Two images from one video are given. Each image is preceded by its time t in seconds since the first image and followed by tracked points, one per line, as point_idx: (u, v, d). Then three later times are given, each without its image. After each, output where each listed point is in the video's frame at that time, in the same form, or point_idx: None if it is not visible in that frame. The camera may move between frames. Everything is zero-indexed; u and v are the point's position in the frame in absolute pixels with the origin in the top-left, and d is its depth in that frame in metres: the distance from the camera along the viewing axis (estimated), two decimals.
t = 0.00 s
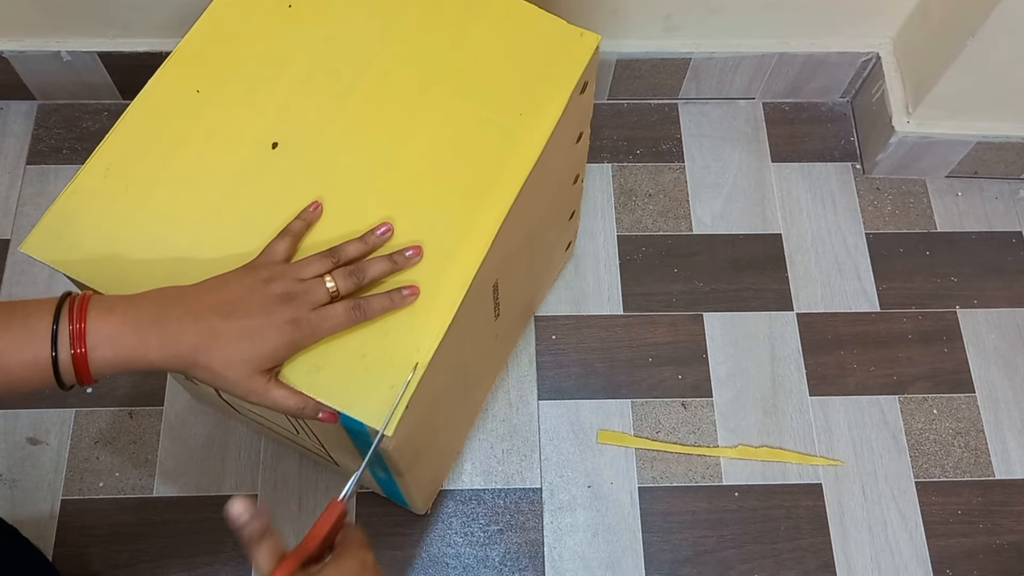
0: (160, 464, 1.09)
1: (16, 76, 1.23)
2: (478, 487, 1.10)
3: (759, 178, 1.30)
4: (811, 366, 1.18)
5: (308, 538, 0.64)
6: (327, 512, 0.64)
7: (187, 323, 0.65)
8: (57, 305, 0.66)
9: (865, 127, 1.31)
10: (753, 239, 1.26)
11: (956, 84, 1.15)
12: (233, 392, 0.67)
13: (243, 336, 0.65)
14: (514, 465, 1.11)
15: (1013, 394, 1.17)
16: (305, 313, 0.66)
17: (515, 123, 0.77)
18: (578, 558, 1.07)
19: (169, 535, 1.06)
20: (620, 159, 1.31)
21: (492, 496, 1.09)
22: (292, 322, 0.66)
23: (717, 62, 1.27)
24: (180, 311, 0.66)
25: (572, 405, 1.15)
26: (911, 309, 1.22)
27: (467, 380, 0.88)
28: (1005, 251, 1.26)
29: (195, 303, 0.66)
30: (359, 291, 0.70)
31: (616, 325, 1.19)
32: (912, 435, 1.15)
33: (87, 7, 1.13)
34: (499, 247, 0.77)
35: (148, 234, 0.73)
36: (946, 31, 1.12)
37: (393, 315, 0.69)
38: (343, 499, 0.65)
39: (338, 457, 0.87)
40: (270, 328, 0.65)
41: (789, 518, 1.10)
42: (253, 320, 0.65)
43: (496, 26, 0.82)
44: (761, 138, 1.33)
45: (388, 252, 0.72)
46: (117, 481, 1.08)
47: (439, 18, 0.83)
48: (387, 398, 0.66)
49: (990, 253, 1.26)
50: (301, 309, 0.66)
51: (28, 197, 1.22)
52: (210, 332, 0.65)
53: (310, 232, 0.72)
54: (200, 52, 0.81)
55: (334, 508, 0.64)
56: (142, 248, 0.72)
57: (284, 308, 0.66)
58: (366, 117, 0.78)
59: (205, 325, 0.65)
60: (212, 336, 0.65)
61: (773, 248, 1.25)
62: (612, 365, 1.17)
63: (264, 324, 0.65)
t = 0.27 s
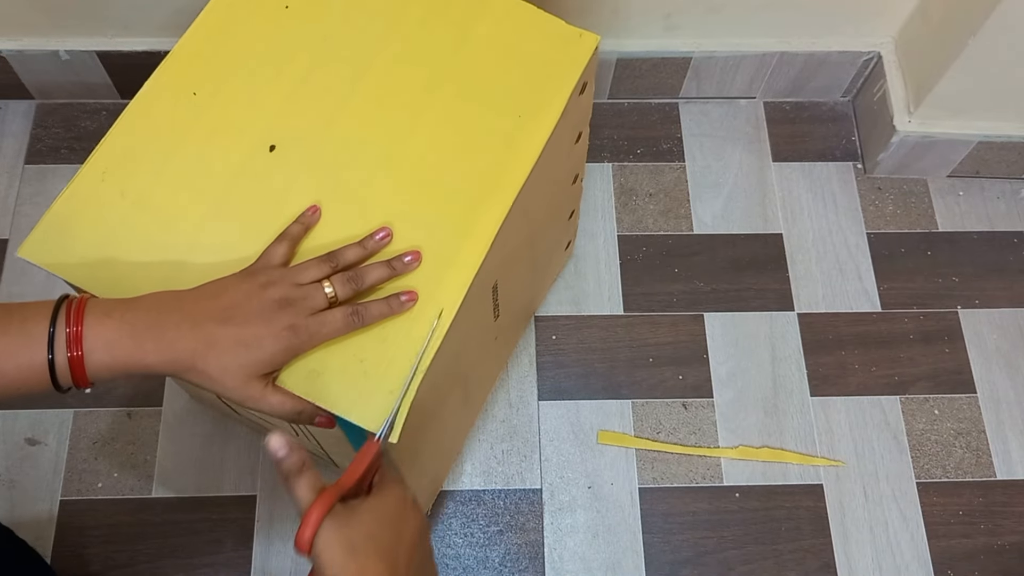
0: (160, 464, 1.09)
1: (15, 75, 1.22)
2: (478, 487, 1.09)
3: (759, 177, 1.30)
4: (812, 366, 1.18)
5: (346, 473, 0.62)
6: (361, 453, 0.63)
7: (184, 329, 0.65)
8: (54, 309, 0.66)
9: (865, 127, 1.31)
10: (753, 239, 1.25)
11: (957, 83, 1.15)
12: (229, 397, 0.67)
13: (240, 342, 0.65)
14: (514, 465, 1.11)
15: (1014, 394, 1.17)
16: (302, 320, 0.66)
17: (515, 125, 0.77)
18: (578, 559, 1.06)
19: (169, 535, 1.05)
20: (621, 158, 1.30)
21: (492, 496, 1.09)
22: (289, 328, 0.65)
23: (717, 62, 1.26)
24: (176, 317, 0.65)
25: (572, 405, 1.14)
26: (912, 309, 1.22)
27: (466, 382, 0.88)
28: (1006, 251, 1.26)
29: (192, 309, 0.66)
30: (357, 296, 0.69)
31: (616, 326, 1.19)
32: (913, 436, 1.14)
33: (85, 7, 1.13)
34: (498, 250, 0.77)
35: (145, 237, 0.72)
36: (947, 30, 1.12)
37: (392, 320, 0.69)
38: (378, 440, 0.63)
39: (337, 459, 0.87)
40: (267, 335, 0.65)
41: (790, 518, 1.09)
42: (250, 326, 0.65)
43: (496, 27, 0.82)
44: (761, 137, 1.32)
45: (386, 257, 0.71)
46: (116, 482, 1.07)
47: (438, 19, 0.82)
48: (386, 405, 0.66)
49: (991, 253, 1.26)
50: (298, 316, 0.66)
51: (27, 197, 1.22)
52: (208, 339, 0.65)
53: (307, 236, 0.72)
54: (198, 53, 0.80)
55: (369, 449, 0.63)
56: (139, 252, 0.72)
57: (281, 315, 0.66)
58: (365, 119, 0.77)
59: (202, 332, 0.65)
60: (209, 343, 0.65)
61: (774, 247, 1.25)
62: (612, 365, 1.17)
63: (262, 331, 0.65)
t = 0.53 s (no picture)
0: (160, 464, 1.09)
1: (15, 75, 1.23)
2: (478, 487, 1.10)
3: (759, 178, 1.30)
4: (811, 366, 1.18)
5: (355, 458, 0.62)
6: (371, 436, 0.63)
7: (186, 321, 0.65)
8: (56, 302, 0.66)
9: (865, 127, 1.31)
10: (753, 239, 1.26)
11: (957, 83, 1.15)
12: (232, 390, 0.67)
13: (242, 334, 0.65)
14: (514, 465, 1.11)
15: (1013, 394, 1.17)
16: (305, 311, 0.66)
17: (515, 121, 0.77)
18: (578, 559, 1.07)
19: (169, 535, 1.05)
20: (621, 159, 1.31)
21: (492, 496, 1.09)
22: (291, 319, 0.65)
23: (717, 62, 1.27)
24: (178, 309, 0.65)
25: (572, 405, 1.15)
26: (912, 309, 1.22)
27: (467, 380, 0.88)
28: (1006, 251, 1.26)
29: (194, 302, 0.66)
30: (359, 290, 0.69)
31: (616, 326, 1.19)
32: (912, 435, 1.15)
33: (86, 7, 1.13)
34: (498, 246, 0.77)
35: (146, 232, 0.72)
36: (947, 30, 1.12)
37: (393, 313, 0.69)
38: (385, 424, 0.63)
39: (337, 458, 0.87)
40: (269, 327, 0.65)
41: (790, 518, 1.10)
42: (252, 318, 0.65)
43: (497, 23, 0.82)
44: (761, 138, 1.33)
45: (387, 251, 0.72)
46: (116, 482, 1.08)
47: (439, 16, 0.83)
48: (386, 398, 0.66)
49: (990, 253, 1.26)
50: (300, 307, 0.66)
51: (27, 197, 1.22)
52: (209, 330, 0.65)
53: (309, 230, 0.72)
54: (200, 50, 0.81)
55: (379, 431, 0.63)
56: (140, 247, 0.72)
57: (283, 306, 0.66)
58: (367, 115, 0.78)
59: (204, 324, 0.65)
60: (210, 334, 0.65)
61: (773, 248, 1.25)
62: (612, 365, 1.17)
63: (263, 322, 0.65)
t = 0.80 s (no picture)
0: (160, 464, 1.09)
1: (15, 75, 1.23)
2: (478, 487, 1.10)
3: (759, 177, 1.30)
4: (811, 366, 1.18)
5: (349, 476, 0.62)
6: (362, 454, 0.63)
7: (185, 325, 0.65)
8: (55, 306, 0.66)
9: (865, 127, 1.31)
10: (753, 239, 1.26)
11: (957, 83, 1.15)
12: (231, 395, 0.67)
13: (240, 339, 0.65)
14: (514, 465, 1.11)
15: (1013, 394, 1.17)
16: (304, 317, 0.66)
17: (515, 124, 0.77)
18: (578, 559, 1.07)
19: (169, 535, 1.05)
20: (621, 158, 1.31)
21: (492, 496, 1.09)
22: (290, 325, 0.65)
23: (717, 62, 1.27)
24: (177, 314, 0.65)
25: (572, 405, 1.15)
26: (912, 309, 1.22)
27: (467, 381, 0.88)
28: (1006, 251, 1.26)
29: (193, 306, 0.66)
30: (358, 294, 0.69)
31: (616, 326, 1.19)
32: (912, 435, 1.15)
33: (86, 7, 1.13)
34: (498, 249, 0.77)
35: (146, 236, 0.72)
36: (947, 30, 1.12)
37: (393, 318, 0.69)
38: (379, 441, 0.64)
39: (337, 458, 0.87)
40: (268, 332, 0.65)
41: (790, 518, 1.10)
42: (251, 322, 0.65)
43: (496, 26, 0.82)
44: (761, 138, 1.33)
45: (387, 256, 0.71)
46: (116, 482, 1.08)
47: (438, 18, 0.83)
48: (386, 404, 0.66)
49: (991, 252, 1.26)
50: (299, 312, 0.66)
51: (27, 197, 1.22)
52: (208, 335, 0.65)
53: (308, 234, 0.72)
54: (198, 54, 0.81)
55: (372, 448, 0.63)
56: (140, 250, 0.72)
57: (282, 312, 0.66)
58: (366, 119, 0.78)
59: (202, 329, 0.65)
60: (209, 339, 0.65)
61: (773, 248, 1.25)
62: (612, 365, 1.17)
63: (262, 327, 0.65)
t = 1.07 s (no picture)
0: (160, 463, 1.09)
1: (15, 75, 1.23)
2: (478, 487, 1.10)
3: (759, 178, 1.30)
4: (811, 366, 1.18)
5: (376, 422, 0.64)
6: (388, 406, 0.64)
7: (183, 324, 0.65)
8: (54, 304, 0.66)
9: (865, 127, 1.31)
10: (753, 239, 1.26)
11: (957, 83, 1.15)
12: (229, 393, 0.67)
13: (239, 338, 0.65)
14: (514, 465, 1.11)
15: (1013, 394, 1.17)
16: (302, 314, 0.66)
17: (513, 121, 0.77)
18: (578, 559, 1.07)
19: (169, 535, 1.05)
20: (621, 159, 1.31)
21: (492, 496, 1.09)
22: (288, 323, 0.65)
23: (717, 62, 1.26)
24: (175, 312, 0.65)
25: (572, 405, 1.15)
26: (912, 309, 1.22)
27: (466, 380, 0.88)
28: (1006, 251, 1.26)
29: (191, 305, 0.66)
30: (356, 292, 0.69)
31: (616, 326, 1.19)
32: (912, 435, 1.15)
33: (86, 7, 1.13)
34: (497, 247, 0.77)
35: (145, 234, 0.72)
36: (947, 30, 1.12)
37: (392, 316, 0.69)
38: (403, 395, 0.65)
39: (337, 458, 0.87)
40: (266, 330, 0.65)
41: (790, 518, 1.10)
42: (249, 321, 0.65)
43: (495, 24, 0.82)
44: (761, 138, 1.33)
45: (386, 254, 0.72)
46: (117, 482, 1.08)
47: (437, 17, 0.83)
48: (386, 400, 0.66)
49: (991, 253, 1.26)
50: (297, 310, 0.66)
51: (27, 197, 1.22)
52: (207, 333, 0.65)
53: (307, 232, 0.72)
54: (197, 52, 0.81)
55: (396, 401, 0.65)
56: (139, 249, 0.72)
57: (280, 309, 0.66)
58: (365, 117, 0.78)
59: (200, 327, 0.65)
60: (207, 337, 0.65)
61: (773, 247, 1.25)
62: (612, 365, 1.17)
63: (260, 325, 0.65)
